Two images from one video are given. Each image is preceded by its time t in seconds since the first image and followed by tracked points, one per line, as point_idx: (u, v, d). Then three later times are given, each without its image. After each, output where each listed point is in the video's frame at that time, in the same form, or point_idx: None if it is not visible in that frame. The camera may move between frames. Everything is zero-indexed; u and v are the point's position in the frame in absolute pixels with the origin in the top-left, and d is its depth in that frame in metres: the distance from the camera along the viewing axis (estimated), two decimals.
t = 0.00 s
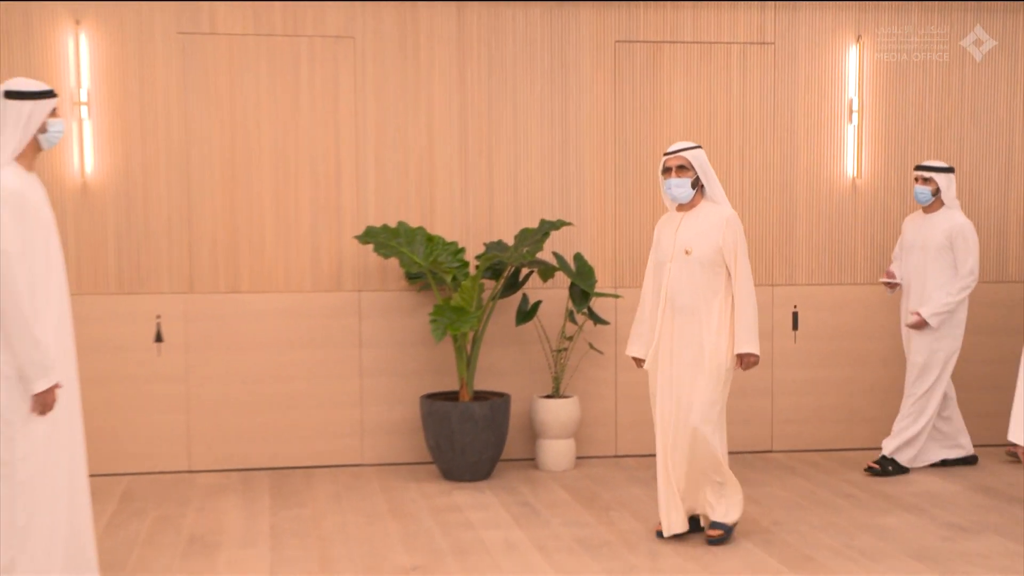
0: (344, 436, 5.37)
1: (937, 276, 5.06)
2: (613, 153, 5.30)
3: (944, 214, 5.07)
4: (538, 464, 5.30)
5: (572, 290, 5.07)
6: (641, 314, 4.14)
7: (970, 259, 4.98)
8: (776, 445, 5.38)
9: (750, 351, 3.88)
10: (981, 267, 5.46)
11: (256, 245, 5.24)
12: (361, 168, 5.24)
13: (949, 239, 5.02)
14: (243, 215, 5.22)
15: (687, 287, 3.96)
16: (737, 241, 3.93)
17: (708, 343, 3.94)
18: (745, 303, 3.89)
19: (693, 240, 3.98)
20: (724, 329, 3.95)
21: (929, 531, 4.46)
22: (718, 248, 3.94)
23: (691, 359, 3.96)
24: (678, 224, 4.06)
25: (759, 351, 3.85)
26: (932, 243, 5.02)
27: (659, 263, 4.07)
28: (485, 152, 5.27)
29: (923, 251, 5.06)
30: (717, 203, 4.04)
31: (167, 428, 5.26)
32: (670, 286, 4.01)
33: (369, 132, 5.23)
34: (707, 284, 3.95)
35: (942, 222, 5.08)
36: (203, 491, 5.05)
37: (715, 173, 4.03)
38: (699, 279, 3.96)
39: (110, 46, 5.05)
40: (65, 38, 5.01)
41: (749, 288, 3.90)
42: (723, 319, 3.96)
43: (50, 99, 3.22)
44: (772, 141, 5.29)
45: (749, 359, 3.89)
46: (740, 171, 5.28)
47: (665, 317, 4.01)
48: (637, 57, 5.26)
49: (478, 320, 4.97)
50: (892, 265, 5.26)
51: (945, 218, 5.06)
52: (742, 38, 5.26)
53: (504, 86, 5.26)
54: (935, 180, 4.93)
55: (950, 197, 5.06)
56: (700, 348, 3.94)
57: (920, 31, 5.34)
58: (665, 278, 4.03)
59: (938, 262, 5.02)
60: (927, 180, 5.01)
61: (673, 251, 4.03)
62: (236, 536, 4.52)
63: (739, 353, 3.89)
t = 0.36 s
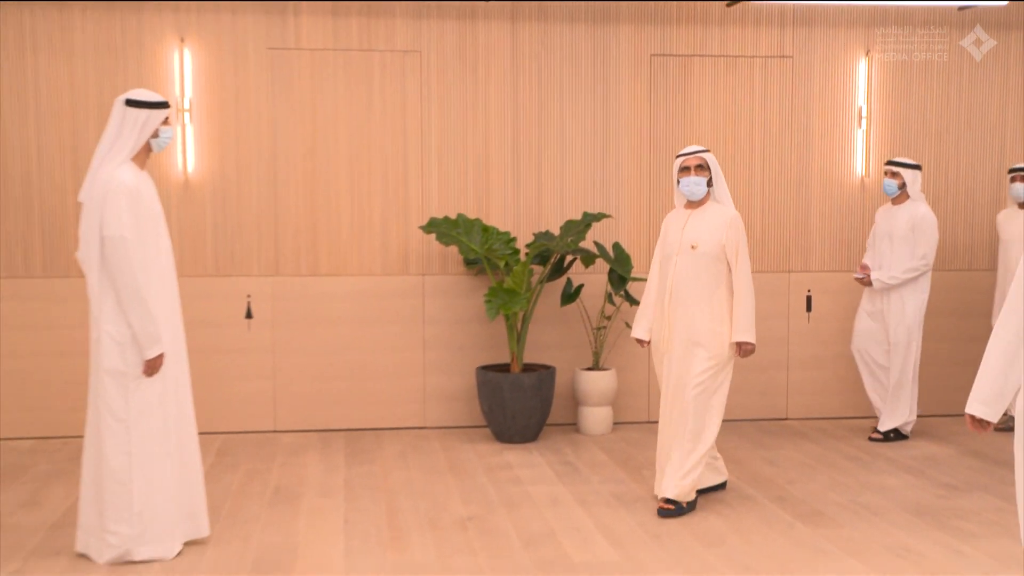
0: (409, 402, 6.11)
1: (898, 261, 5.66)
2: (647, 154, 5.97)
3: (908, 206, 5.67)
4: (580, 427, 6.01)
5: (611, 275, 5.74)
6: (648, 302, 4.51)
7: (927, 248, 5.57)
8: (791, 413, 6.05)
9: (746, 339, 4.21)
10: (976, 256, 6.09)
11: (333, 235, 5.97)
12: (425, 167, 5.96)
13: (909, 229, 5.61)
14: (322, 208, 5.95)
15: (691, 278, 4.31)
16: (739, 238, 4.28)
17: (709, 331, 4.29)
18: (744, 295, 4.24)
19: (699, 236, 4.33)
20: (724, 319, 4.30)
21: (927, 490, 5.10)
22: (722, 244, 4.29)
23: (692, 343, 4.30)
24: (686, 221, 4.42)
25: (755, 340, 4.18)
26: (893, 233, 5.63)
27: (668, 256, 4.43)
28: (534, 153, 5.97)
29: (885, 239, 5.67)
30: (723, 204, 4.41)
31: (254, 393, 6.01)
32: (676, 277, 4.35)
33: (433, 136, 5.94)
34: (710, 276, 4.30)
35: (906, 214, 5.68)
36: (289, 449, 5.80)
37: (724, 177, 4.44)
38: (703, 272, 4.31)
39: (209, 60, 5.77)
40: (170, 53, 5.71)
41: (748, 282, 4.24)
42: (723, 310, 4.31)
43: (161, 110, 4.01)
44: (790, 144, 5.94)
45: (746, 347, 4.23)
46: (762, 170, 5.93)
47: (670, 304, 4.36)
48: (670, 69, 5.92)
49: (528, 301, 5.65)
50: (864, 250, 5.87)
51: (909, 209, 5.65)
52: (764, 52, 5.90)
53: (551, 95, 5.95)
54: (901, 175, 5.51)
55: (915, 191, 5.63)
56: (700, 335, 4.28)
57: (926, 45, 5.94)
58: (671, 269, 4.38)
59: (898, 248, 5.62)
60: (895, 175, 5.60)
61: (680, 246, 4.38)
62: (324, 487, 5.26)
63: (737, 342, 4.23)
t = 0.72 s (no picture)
0: (437, 375, 6.92)
1: (840, 255, 6.45)
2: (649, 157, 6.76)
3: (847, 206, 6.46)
4: (588, 398, 6.81)
5: (617, 263, 6.52)
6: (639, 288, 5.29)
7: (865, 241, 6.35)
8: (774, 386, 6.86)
9: (713, 322, 4.93)
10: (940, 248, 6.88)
11: (371, 226, 6.78)
12: (453, 168, 6.76)
13: (850, 226, 6.39)
14: (362, 204, 6.76)
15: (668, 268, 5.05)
16: (708, 233, 4.98)
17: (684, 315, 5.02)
18: (712, 284, 4.94)
19: (675, 231, 5.05)
20: (698, 305, 5.01)
21: (891, 453, 5.87)
22: (695, 238, 5.00)
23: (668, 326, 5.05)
24: (666, 217, 5.15)
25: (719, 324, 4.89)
26: (835, 230, 6.41)
27: (651, 247, 5.18)
28: (549, 155, 6.76)
29: (828, 235, 6.46)
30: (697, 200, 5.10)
31: (302, 365, 6.83)
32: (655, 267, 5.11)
33: (460, 140, 6.74)
34: (684, 267, 5.03)
35: (846, 213, 6.47)
36: (333, 414, 6.62)
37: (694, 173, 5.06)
38: (677, 261, 5.04)
39: (265, 74, 6.57)
40: (232, 67, 6.52)
41: (715, 271, 4.94)
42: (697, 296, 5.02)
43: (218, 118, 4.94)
44: (776, 148, 6.71)
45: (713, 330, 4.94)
46: (750, 171, 6.72)
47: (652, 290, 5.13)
48: (669, 82, 6.69)
49: (543, 286, 6.43)
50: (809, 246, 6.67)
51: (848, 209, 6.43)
52: (753, 67, 6.65)
53: (564, 105, 6.73)
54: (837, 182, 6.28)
55: (852, 193, 6.40)
56: (677, 318, 5.03)
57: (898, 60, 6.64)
58: (653, 259, 5.15)
59: (839, 243, 6.41)
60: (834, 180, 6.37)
61: (660, 240, 5.12)
62: (367, 447, 6.07)
63: (704, 326, 4.95)
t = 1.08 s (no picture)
0: (451, 359, 7.82)
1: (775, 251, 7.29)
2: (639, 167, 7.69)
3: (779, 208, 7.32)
4: (585, 380, 7.70)
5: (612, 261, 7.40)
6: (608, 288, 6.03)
7: (795, 239, 7.20)
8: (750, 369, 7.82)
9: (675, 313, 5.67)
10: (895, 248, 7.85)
11: (394, 228, 7.68)
12: (466, 177, 7.67)
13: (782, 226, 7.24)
14: (386, 209, 7.66)
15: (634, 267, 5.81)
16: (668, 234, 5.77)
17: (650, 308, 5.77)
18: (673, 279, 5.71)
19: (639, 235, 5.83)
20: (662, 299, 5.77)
21: (852, 428, 6.73)
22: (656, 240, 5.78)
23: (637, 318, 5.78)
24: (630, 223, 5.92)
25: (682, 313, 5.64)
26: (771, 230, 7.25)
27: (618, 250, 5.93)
28: (551, 166, 7.67)
29: (764, 235, 7.32)
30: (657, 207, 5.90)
31: (332, 351, 7.72)
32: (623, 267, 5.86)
33: (472, 152, 7.65)
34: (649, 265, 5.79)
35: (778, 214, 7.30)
36: (360, 393, 7.50)
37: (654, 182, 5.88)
38: (643, 261, 5.81)
39: (302, 94, 7.48)
40: (272, 89, 7.45)
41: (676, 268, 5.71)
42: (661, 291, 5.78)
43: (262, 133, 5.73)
44: (751, 160, 7.66)
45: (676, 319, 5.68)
46: (727, 180, 7.69)
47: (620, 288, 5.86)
48: (657, 102, 7.61)
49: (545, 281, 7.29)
50: (747, 243, 7.54)
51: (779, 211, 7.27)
52: (732, 89, 7.60)
53: (565, 121, 7.64)
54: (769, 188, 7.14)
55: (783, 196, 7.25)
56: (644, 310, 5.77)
57: (854, 86, 7.67)
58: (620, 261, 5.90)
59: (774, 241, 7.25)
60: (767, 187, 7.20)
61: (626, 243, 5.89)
62: (392, 420, 6.95)
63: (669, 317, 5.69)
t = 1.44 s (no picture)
0: (468, 351, 8.73)
1: (739, 255, 8.18)
2: (637, 178, 8.74)
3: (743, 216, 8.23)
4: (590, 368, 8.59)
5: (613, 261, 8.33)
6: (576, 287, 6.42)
7: (756, 243, 8.12)
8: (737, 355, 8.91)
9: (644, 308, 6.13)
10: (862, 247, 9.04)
11: (418, 233, 8.62)
12: (482, 186, 8.62)
13: (744, 231, 8.15)
14: (411, 215, 8.60)
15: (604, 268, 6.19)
16: (636, 236, 6.18)
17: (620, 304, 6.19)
18: (642, 278, 6.15)
19: (608, 237, 6.22)
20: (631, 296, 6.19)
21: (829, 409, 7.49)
22: (624, 242, 6.18)
23: (607, 315, 6.19)
24: (598, 225, 6.30)
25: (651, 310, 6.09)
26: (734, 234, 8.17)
27: (587, 252, 6.29)
28: (558, 176, 8.68)
29: (729, 240, 8.23)
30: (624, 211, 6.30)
31: (362, 343, 8.65)
32: (593, 267, 6.24)
33: (487, 166, 8.61)
34: (618, 265, 6.19)
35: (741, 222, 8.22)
36: (389, 380, 8.40)
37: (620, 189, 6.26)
38: (612, 261, 6.20)
39: (337, 115, 8.44)
40: (310, 110, 8.41)
41: (644, 268, 6.14)
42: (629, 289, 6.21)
43: (298, 149, 6.09)
44: (736, 171, 8.87)
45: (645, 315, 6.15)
46: (714, 189, 8.85)
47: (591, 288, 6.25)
48: (653, 120, 8.73)
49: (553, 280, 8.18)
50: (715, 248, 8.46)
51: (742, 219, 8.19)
52: (719, 109, 8.82)
53: (571, 137, 8.67)
54: (734, 198, 8.06)
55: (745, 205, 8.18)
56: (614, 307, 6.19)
57: (828, 104, 8.97)
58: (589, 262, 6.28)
59: (737, 246, 8.17)
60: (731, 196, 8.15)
61: (595, 245, 6.26)
62: (418, 402, 7.72)
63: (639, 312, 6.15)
